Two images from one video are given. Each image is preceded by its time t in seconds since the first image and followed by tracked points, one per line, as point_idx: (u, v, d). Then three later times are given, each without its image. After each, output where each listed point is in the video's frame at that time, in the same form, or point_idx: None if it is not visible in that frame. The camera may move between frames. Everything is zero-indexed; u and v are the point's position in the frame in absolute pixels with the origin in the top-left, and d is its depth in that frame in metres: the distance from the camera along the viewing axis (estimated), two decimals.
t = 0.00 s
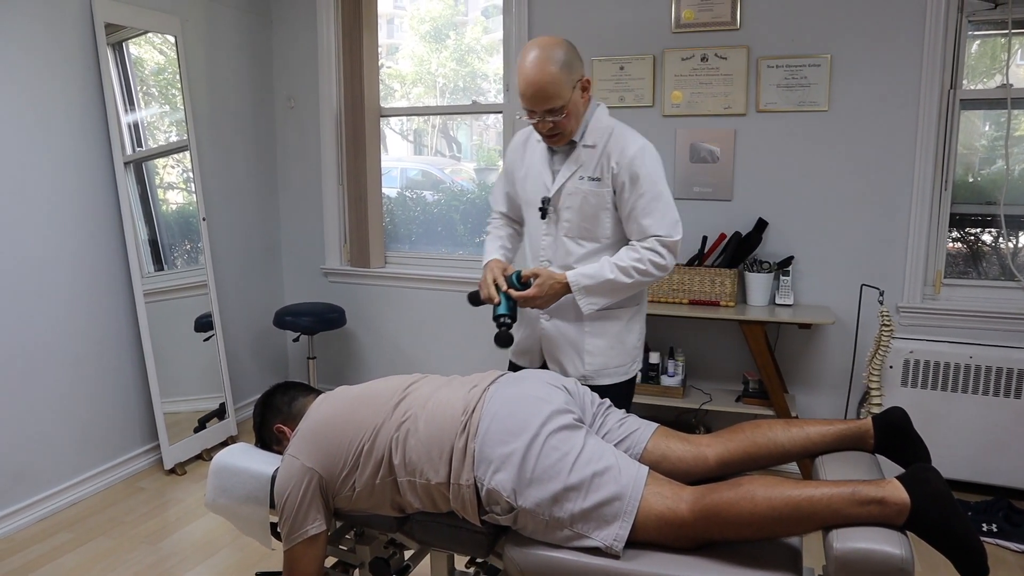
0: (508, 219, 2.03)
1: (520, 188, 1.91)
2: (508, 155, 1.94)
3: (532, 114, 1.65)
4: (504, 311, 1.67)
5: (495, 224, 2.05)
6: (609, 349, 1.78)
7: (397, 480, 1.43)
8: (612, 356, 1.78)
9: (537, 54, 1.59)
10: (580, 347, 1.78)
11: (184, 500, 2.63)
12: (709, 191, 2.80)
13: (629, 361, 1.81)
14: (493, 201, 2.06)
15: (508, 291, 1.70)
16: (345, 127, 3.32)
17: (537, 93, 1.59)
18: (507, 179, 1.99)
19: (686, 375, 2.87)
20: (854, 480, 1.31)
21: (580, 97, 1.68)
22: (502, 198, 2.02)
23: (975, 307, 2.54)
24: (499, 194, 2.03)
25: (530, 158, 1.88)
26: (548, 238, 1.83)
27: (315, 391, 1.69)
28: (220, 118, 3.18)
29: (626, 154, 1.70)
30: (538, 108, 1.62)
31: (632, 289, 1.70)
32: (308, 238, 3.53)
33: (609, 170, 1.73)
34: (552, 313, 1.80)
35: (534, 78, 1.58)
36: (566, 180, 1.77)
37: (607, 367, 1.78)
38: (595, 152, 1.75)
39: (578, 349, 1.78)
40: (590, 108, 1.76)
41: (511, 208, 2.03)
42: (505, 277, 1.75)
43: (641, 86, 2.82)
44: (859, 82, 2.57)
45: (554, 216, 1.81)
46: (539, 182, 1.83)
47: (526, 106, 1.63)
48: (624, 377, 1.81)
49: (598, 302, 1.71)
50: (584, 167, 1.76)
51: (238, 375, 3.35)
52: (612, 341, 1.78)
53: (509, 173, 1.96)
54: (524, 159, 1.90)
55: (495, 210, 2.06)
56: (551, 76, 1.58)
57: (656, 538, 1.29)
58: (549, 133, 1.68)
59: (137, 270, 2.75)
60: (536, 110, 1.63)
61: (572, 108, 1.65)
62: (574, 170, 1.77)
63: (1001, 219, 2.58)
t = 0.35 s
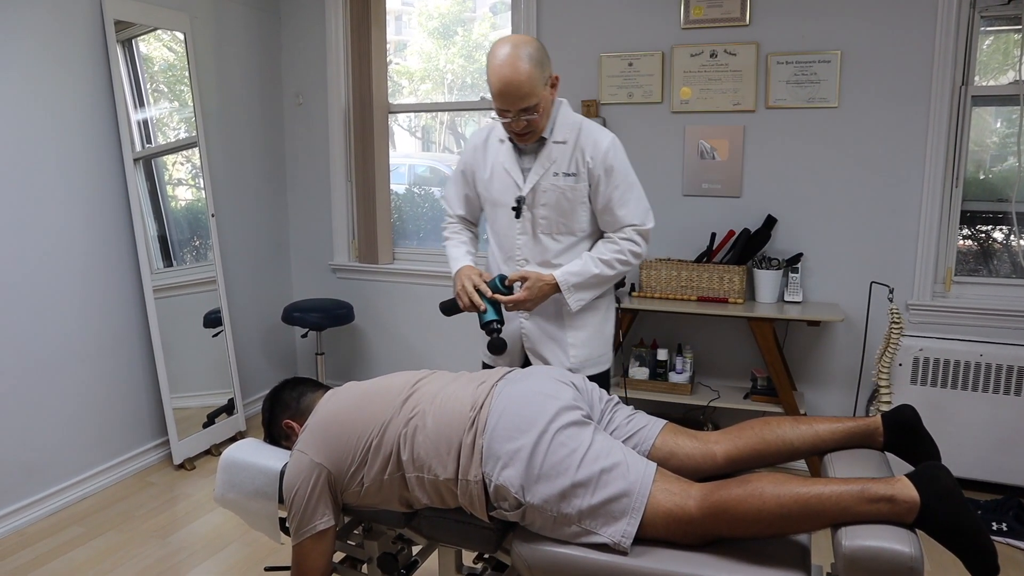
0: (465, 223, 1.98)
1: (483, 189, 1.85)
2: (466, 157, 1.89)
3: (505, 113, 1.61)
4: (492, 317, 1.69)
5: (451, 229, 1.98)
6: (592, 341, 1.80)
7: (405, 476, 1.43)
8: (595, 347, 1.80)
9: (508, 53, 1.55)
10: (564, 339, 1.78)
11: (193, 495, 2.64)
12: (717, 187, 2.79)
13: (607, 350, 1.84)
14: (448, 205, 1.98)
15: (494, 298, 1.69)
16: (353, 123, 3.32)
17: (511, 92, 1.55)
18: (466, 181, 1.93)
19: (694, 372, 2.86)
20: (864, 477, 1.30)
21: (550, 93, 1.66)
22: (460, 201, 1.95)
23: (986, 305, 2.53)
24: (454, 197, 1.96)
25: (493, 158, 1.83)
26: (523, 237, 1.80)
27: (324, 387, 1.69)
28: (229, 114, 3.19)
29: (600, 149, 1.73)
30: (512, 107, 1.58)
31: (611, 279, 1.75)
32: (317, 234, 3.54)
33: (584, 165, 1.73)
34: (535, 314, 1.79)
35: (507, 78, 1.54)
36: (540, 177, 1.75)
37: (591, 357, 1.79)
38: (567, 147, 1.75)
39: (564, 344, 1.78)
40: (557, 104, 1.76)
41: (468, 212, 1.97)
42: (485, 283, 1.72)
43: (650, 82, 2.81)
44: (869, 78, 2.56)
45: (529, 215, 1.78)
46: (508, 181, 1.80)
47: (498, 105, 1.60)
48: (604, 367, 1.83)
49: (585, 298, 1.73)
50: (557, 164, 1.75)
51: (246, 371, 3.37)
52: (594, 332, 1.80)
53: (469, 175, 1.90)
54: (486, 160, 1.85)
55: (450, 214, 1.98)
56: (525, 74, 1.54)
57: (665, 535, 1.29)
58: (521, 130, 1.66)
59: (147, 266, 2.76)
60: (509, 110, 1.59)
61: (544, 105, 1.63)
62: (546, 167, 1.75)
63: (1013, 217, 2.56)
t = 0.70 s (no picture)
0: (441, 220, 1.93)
1: (463, 186, 1.82)
2: (441, 154, 1.85)
3: (488, 109, 1.59)
4: (488, 317, 1.66)
5: (427, 229, 1.93)
6: (578, 331, 1.82)
7: (412, 470, 1.44)
8: (581, 335, 1.83)
9: (490, 49, 1.54)
10: (551, 330, 1.79)
11: (201, 489, 2.66)
12: (724, 183, 2.78)
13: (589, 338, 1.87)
14: (422, 204, 1.93)
15: (487, 299, 1.66)
16: (360, 119, 3.32)
17: (496, 88, 1.53)
18: (442, 178, 1.89)
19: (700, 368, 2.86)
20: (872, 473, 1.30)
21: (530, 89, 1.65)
22: (436, 200, 1.91)
23: (995, 301, 2.51)
24: (429, 195, 1.92)
25: (472, 153, 1.81)
26: (507, 231, 1.78)
27: (330, 381, 1.69)
28: (236, 109, 3.20)
29: (580, 140, 1.75)
30: (496, 102, 1.56)
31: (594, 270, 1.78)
32: (323, 230, 3.54)
33: (565, 157, 1.75)
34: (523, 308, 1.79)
35: (491, 73, 1.52)
36: (523, 171, 1.75)
37: (577, 346, 1.81)
38: (548, 141, 1.76)
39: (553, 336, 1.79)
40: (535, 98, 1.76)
41: (445, 210, 1.93)
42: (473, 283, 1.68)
43: (657, 77, 2.80)
44: (878, 73, 2.54)
45: (514, 209, 1.77)
46: (490, 176, 1.78)
47: (481, 101, 1.57)
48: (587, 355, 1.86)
49: (573, 289, 1.75)
50: (539, 157, 1.75)
51: (253, 366, 3.38)
52: (578, 321, 1.82)
53: (445, 172, 1.86)
54: (464, 155, 1.82)
55: (426, 214, 1.94)
56: (507, 68, 1.53)
57: (671, 531, 1.29)
58: (504, 126, 1.64)
59: (154, 261, 2.77)
60: (493, 105, 1.57)
61: (526, 100, 1.62)
62: (528, 161, 1.75)
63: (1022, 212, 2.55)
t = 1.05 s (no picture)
0: (438, 218, 1.92)
1: (459, 181, 1.82)
2: (436, 150, 1.85)
3: (485, 101, 1.58)
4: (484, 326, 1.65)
5: (426, 228, 1.92)
6: (575, 325, 1.81)
7: (417, 465, 1.44)
8: (578, 329, 1.83)
9: (485, 41, 1.52)
10: (551, 325, 1.78)
11: (207, 483, 2.67)
12: (730, 177, 2.77)
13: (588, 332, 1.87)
14: (420, 202, 1.92)
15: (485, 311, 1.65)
16: (365, 113, 3.32)
17: (492, 79, 1.52)
18: (438, 175, 1.88)
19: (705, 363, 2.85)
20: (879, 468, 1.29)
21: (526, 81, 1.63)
22: (432, 197, 1.91)
23: (1003, 296, 2.50)
24: (426, 193, 1.91)
25: (467, 148, 1.80)
26: (504, 226, 1.77)
27: (336, 377, 1.70)
28: (241, 104, 3.20)
29: (574, 133, 1.75)
30: (493, 94, 1.55)
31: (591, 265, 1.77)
32: (329, 225, 3.55)
33: (561, 150, 1.75)
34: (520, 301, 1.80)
35: (487, 65, 1.51)
36: (519, 165, 1.74)
37: (576, 340, 1.82)
38: (543, 134, 1.75)
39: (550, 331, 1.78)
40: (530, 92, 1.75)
41: (442, 208, 1.92)
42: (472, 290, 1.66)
43: (663, 71, 2.79)
44: (885, 67, 2.53)
45: (510, 202, 1.76)
46: (485, 170, 1.77)
47: (477, 93, 1.56)
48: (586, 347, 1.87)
49: (573, 286, 1.75)
50: (534, 151, 1.75)
51: (259, 361, 3.39)
52: (578, 315, 1.82)
53: (441, 168, 1.86)
54: (459, 151, 1.81)
55: (423, 211, 1.93)
56: (503, 59, 1.52)
57: (677, 526, 1.29)
58: (500, 118, 1.62)
59: (160, 257, 2.78)
60: (489, 97, 1.56)
61: (522, 91, 1.60)
62: (524, 155, 1.75)
63: None
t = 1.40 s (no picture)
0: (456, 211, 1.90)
1: (473, 174, 1.80)
2: (452, 142, 1.83)
3: (493, 92, 1.54)
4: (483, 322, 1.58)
5: (443, 221, 1.90)
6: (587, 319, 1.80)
7: (423, 458, 1.44)
8: (591, 324, 1.80)
9: (492, 30, 1.48)
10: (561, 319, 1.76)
11: (213, 478, 2.68)
12: (735, 170, 2.76)
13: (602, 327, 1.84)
14: (439, 194, 1.91)
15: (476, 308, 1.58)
16: (369, 108, 3.32)
17: (498, 70, 1.48)
18: (454, 167, 1.86)
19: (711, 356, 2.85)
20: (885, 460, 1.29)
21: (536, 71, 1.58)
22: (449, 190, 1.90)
23: (1010, 288, 2.49)
24: (445, 185, 1.89)
25: (481, 140, 1.78)
26: (516, 218, 1.76)
27: (341, 371, 1.70)
28: (245, 100, 3.20)
29: (585, 125, 1.71)
30: (500, 85, 1.51)
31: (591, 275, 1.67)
32: (333, 219, 3.55)
33: (570, 142, 1.71)
34: (532, 293, 1.80)
35: (494, 56, 1.46)
36: (529, 157, 1.72)
37: (587, 335, 1.80)
38: (554, 126, 1.71)
39: (561, 328, 1.75)
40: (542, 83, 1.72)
41: (462, 200, 1.90)
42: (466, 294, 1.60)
43: (667, 63, 2.77)
44: (891, 58, 2.51)
45: (520, 195, 1.74)
46: (497, 162, 1.76)
47: (484, 85, 1.52)
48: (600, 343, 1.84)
49: (582, 305, 1.65)
50: (545, 143, 1.72)
51: (265, 356, 3.40)
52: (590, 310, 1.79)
53: (456, 160, 1.84)
54: (473, 143, 1.79)
55: (441, 204, 1.91)
56: (511, 50, 1.47)
57: (682, 519, 1.29)
58: (509, 109, 1.58)
59: (165, 252, 2.79)
60: (497, 88, 1.52)
61: (531, 81, 1.55)
62: (535, 147, 1.72)
63: None
